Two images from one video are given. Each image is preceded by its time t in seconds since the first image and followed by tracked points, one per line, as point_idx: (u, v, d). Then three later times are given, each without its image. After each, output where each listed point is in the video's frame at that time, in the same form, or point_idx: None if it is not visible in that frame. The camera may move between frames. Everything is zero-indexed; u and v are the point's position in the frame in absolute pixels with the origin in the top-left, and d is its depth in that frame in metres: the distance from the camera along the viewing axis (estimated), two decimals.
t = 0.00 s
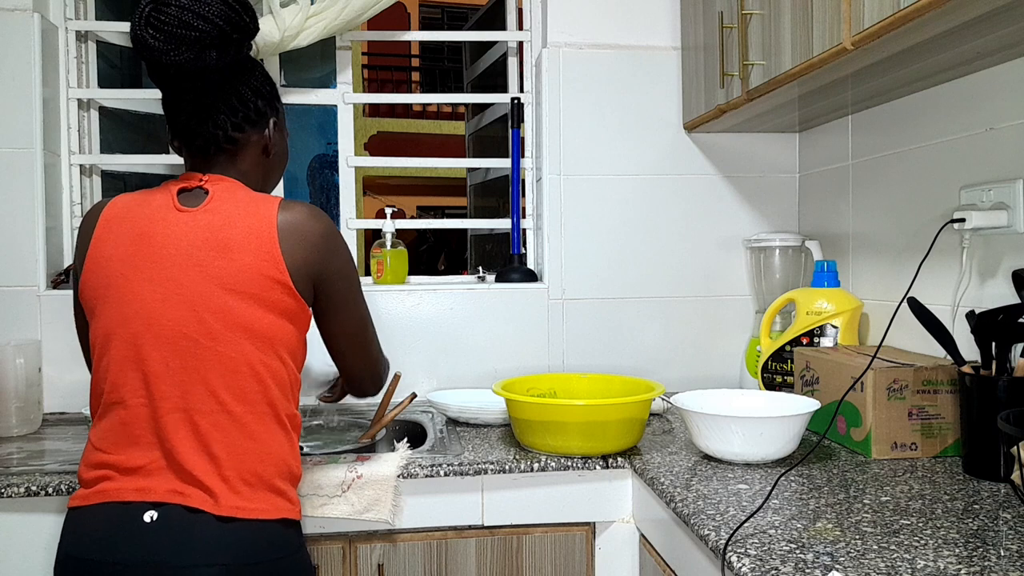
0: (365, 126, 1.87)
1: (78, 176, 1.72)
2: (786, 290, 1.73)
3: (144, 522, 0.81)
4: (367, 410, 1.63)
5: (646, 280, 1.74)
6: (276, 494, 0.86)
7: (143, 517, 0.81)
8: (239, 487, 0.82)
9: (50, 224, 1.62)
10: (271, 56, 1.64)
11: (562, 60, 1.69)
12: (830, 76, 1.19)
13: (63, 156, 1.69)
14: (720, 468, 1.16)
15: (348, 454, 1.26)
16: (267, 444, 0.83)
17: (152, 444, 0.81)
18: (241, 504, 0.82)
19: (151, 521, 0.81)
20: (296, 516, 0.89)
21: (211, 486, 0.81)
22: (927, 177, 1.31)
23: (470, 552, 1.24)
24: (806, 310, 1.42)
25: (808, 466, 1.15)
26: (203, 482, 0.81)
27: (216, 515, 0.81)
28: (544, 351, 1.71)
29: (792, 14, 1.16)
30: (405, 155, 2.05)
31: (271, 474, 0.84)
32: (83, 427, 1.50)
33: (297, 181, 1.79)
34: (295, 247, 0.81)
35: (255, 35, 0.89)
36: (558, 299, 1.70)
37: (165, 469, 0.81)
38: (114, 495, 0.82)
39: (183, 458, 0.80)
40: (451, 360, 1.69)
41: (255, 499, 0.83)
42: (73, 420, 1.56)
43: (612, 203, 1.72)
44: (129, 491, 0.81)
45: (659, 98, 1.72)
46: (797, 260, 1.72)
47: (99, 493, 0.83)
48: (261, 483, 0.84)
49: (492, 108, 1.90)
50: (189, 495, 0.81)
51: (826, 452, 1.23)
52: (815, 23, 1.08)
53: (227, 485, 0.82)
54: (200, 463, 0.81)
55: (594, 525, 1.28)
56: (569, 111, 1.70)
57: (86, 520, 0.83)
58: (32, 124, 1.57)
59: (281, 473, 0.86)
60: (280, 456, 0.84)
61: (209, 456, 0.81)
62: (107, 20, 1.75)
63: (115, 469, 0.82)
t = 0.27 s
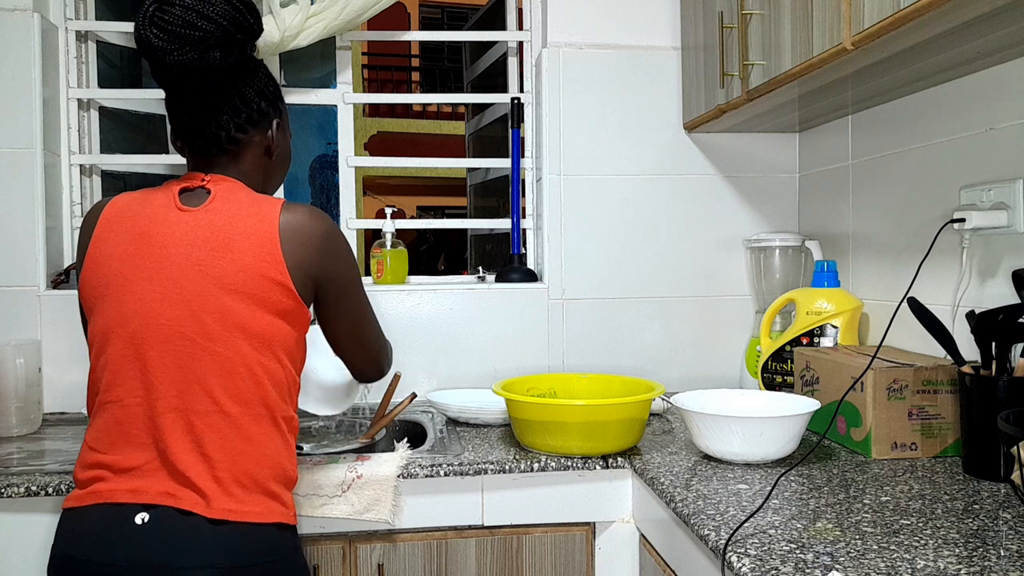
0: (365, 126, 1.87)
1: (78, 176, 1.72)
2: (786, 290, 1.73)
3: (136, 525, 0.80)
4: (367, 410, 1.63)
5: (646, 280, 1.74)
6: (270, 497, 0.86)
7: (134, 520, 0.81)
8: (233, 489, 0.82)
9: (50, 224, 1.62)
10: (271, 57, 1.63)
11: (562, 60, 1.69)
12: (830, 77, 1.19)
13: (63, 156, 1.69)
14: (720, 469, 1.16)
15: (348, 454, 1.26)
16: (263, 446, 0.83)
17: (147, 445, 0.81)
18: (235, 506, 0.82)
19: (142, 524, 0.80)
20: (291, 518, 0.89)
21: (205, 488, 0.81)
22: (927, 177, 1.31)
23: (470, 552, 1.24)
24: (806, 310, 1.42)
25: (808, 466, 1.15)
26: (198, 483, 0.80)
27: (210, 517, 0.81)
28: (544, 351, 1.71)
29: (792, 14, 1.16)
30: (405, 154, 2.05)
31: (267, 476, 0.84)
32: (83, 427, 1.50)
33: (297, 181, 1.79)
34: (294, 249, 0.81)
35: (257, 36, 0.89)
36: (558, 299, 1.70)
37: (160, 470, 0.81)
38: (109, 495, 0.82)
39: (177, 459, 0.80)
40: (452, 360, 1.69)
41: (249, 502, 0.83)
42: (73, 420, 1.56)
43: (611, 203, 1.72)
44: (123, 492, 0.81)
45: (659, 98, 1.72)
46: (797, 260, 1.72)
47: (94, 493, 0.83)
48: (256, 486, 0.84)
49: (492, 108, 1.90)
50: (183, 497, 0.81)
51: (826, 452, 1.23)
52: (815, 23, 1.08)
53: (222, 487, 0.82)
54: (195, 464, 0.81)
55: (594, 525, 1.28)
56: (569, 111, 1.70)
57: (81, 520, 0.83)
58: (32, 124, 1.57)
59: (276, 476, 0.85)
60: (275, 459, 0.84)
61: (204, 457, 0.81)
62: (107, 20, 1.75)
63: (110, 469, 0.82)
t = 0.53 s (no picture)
0: (364, 126, 1.87)
1: (78, 176, 1.72)
2: (786, 290, 1.73)
3: (140, 525, 0.81)
4: (367, 410, 1.63)
5: (646, 280, 1.74)
6: (273, 496, 0.86)
7: (139, 520, 0.81)
8: (236, 489, 0.82)
9: (50, 225, 1.62)
10: (271, 56, 1.64)
11: (562, 60, 1.69)
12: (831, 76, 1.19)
13: (63, 156, 1.69)
14: (720, 469, 1.16)
15: (348, 454, 1.26)
16: (265, 445, 0.83)
17: (148, 445, 0.81)
18: (238, 506, 0.82)
19: (147, 524, 0.80)
20: (294, 517, 0.89)
21: (208, 487, 0.81)
22: (927, 177, 1.31)
23: (470, 552, 1.24)
24: (806, 310, 1.42)
25: (808, 466, 1.15)
26: (200, 483, 0.80)
27: (214, 517, 0.81)
28: (544, 351, 1.71)
29: (792, 14, 1.16)
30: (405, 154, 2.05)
31: (269, 475, 0.84)
32: (83, 427, 1.50)
33: (297, 181, 1.80)
34: (294, 248, 0.81)
35: (259, 38, 0.89)
36: (558, 299, 1.70)
37: (162, 469, 0.81)
38: (111, 496, 0.81)
39: (179, 459, 0.80)
40: (452, 360, 1.69)
41: (252, 501, 0.83)
42: (73, 420, 1.56)
43: (612, 203, 1.72)
44: (125, 492, 0.81)
45: (659, 98, 1.72)
46: (797, 260, 1.72)
47: (96, 494, 0.83)
48: (258, 485, 0.84)
49: (492, 108, 1.90)
50: (186, 496, 0.81)
51: (826, 452, 1.23)
52: (815, 23, 1.08)
53: (224, 486, 0.82)
54: (197, 464, 0.81)
55: (595, 525, 1.28)
56: (569, 111, 1.70)
57: (83, 521, 0.83)
58: (32, 124, 1.57)
59: (279, 475, 0.85)
60: (278, 458, 0.84)
61: (206, 457, 0.81)
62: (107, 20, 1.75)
63: (111, 470, 0.82)
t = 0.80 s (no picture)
0: (364, 126, 1.87)
1: (78, 176, 1.72)
2: (786, 290, 1.73)
3: (142, 526, 0.81)
4: (367, 410, 1.63)
5: (646, 280, 1.74)
6: (274, 497, 0.86)
7: (140, 521, 0.81)
8: (236, 490, 0.82)
9: (50, 225, 1.62)
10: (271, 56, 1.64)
11: (562, 60, 1.69)
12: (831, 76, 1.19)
13: (63, 156, 1.69)
14: (720, 469, 1.16)
15: (348, 454, 1.26)
16: (266, 446, 0.83)
17: (150, 445, 0.81)
18: (239, 507, 0.82)
19: (148, 525, 0.80)
20: (295, 518, 0.89)
21: (208, 488, 0.81)
22: (927, 177, 1.31)
23: (470, 552, 1.24)
24: (806, 310, 1.42)
25: (808, 466, 1.15)
26: (201, 484, 0.80)
27: (215, 518, 0.81)
28: (544, 351, 1.71)
29: (792, 14, 1.16)
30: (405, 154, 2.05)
31: (270, 476, 0.84)
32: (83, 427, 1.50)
33: (298, 181, 1.80)
34: (294, 248, 0.81)
35: (257, 35, 0.89)
36: (558, 299, 1.70)
37: (162, 470, 0.81)
38: (112, 496, 0.82)
39: (180, 459, 0.80)
40: (452, 360, 1.69)
41: (253, 501, 0.83)
42: (73, 420, 1.56)
43: (612, 203, 1.72)
44: (127, 493, 0.81)
45: (659, 98, 1.72)
46: (797, 260, 1.72)
47: (97, 495, 0.83)
48: (259, 486, 0.84)
49: (492, 108, 1.90)
50: (187, 497, 0.81)
51: (826, 452, 1.23)
52: (815, 23, 1.08)
53: (225, 487, 0.82)
54: (198, 465, 0.81)
55: (594, 525, 1.28)
56: (569, 111, 1.70)
57: (84, 522, 0.83)
58: (32, 124, 1.57)
59: (280, 476, 0.85)
60: (279, 458, 0.84)
61: (207, 457, 0.81)
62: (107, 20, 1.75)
63: (112, 470, 0.82)
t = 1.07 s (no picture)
0: (364, 126, 1.87)
1: (78, 176, 1.72)
2: (786, 290, 1.73)
3: (145, 526, 0.81)
4: (367, 410, 1.63)
5: (646, 280, 1.74)
6: (276, 498, 0.85)
7: (143, 521, 0.81)
8: (239, 490, 0.82)
9: (50, 225, 1.62)
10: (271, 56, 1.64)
11: (562, 59, 1.69)
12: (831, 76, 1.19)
13: (63, 156, 1.69)
14: (720, 469, 1.16)
15: (348, 454, 1.26)
16: (269, 446, 0.83)
17: (152, 446, 0.81)
18: (241, 507, 0.82)
19: (151, 525, 0.80)
20: (298, 519, 0.89)
21: (211, 489, 0.81)
22: (927, 177, 1.31)
23: (470, 552, 1.24)
24: (806, 310, 1.42)
25: (808, 466, 1.15)
26: (203, 484, 0.80)
27: (218, 519, 0.81)
28: (544, 350, 1.71)
29: (792, 15, 1.16)
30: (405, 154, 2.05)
31: (272, 477, 0.84)
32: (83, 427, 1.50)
33: (298, 182, 1.80)
34: (297, 249, 0.81)
35: (258, 35, 0.89)
36: (558, 299, 1.70)
37: (165, 470, 0.81)
38: (115, 497, 0.81)
39: (183, 460, 0.80)
40: (451, 360, 1.69)
41: (256, 502, 0.83)
42: (72, 420, 1.56)
43: (612, 203, 1.72)
44: (130, 493, 0.81)
45: (658, 98, 1.72)
46: (797, 260, 1.72)
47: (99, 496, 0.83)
48: (261, 486, 0.84)
49: (492, 108, 1.90)
50: (190, 498, 0.81)
51: (826, 452, 1.23)
52: (815, 23, 1.08)
53: (228, 488, 0.82)
54: (200, 465, 0.80)
55: (595, 525, 1.28)
56: (569, 111, 1.70)
57: (86, 522, 0.83)
58: (32, 124, 1.57)
59: (282, 476, 0.85)
60: (281, 459, 0.84)
61: (209, 458, 0.81)
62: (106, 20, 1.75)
63: (115, 471, 0.82)
